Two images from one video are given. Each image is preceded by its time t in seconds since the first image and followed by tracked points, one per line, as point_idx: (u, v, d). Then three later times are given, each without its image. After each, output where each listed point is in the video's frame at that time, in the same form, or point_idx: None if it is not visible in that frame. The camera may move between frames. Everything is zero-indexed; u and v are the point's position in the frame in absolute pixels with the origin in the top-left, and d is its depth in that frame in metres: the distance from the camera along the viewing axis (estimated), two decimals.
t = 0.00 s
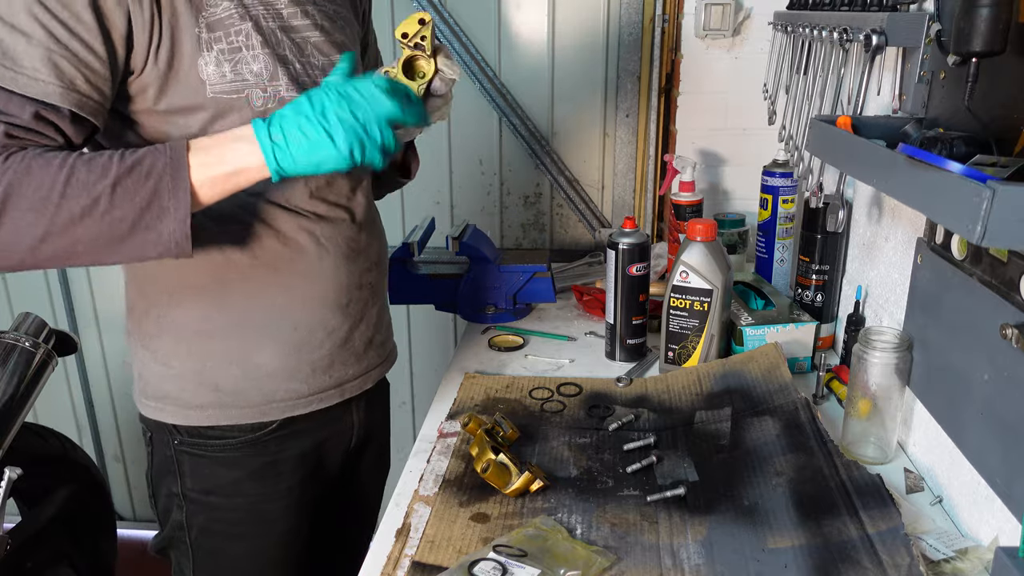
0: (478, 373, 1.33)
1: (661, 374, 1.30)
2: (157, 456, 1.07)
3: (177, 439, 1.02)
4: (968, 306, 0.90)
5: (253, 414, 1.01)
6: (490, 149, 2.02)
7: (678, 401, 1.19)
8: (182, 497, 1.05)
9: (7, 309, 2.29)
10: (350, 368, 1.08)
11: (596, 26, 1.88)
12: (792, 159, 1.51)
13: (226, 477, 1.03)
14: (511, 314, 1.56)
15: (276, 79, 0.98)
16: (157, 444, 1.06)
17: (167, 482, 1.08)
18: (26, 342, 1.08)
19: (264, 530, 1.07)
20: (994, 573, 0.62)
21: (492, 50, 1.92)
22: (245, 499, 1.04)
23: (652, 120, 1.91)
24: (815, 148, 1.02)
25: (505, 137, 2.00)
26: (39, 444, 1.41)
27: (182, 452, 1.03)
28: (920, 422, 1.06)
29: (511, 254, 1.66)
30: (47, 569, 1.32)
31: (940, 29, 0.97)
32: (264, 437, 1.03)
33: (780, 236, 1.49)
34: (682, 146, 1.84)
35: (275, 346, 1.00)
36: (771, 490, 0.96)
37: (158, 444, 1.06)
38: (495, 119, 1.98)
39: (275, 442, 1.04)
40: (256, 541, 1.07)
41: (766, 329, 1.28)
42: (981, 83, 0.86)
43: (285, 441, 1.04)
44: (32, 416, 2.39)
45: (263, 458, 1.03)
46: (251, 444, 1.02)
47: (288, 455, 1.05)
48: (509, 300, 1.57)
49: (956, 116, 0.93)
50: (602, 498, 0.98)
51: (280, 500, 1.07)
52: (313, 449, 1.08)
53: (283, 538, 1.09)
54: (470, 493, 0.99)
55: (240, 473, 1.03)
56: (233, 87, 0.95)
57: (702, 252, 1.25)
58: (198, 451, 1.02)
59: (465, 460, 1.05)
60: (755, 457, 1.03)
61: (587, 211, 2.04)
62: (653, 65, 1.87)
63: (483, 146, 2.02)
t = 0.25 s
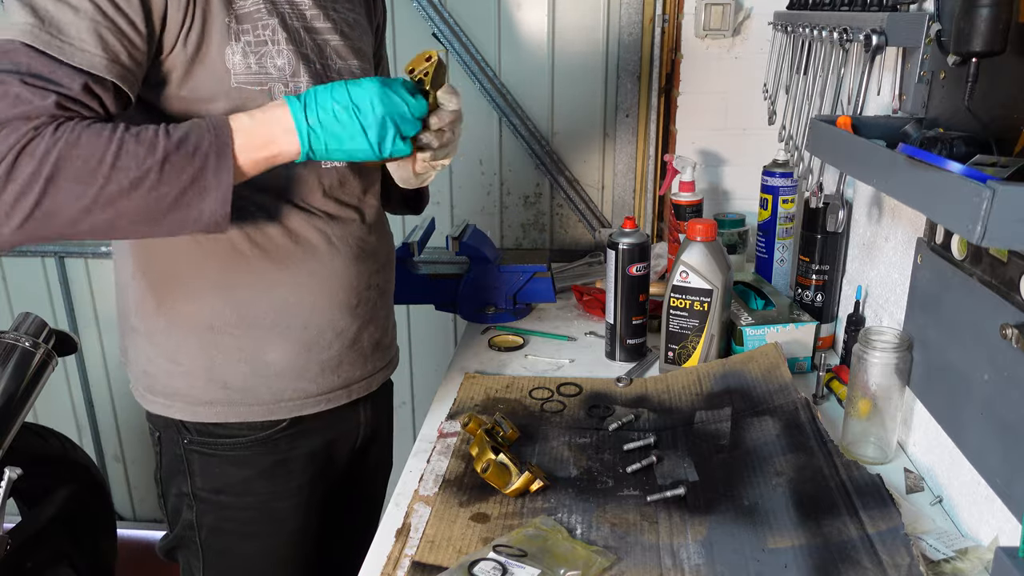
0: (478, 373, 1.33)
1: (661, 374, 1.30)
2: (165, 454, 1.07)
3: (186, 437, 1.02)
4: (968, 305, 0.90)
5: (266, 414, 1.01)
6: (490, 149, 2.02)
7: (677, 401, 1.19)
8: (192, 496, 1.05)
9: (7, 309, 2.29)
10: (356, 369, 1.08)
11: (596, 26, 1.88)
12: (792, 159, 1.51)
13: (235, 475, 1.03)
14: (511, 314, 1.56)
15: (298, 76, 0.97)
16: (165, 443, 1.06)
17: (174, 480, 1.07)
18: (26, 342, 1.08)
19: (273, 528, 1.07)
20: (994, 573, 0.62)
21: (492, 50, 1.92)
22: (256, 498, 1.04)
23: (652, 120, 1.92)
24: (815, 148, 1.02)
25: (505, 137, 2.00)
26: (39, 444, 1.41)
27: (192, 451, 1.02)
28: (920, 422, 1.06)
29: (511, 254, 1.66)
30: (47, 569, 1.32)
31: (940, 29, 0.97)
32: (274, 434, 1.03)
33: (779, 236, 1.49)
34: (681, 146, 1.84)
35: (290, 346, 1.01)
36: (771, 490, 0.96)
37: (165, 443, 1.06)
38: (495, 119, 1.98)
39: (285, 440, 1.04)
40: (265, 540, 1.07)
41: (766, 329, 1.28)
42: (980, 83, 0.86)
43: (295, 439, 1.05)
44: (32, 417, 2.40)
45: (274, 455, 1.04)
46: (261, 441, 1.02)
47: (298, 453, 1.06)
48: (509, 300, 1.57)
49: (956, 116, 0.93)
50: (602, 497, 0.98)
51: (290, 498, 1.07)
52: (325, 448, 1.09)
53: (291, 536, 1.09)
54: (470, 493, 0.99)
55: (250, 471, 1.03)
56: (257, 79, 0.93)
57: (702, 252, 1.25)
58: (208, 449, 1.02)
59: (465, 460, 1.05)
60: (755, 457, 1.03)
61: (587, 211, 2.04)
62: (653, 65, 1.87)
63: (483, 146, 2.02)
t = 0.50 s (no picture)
0: (478, 373, 1.33)
1: (661, 374, 1.30)
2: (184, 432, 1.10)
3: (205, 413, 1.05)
4: (968, 306, 0.90)
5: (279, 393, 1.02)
6: (490, 149, 2.02)
7: (677, 401, 1.19)
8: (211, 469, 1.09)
9: (7, 309, 2.28)
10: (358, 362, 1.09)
11: (596, 25, 1.88)
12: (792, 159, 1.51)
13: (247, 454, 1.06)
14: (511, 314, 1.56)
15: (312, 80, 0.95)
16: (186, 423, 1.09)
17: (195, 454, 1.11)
18: (26, 342, 1.08)
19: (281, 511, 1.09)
20: (993, 573, 0.62)
21: (492, 50, 1.92)
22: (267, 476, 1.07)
23: (652, 120, 1.89)
24: (815, 148, 1.02)
25: (505, 137, 2.00)
26: (38, 444, 1.41)
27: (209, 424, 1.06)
28: (919, 422, 1.06)
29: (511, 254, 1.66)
30: (47, 569, 1.34)
31: (939, 29, 0.97)
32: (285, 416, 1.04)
33: (779, 236, 1.50)
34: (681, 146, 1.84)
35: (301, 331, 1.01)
36: (770, 490, 0.96)
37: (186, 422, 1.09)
38: (495, 119, 1.98)
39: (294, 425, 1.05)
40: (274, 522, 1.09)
41: (766, 329, 1.28)
42: (980, 83, 0.86)
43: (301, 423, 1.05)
44: (31, 416, 2.40)
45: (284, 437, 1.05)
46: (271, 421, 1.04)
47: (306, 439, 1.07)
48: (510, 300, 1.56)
49: (956, 116, 0.93)
50: (602, 497, 0.98)
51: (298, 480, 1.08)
52: (341, 429, 1.09)
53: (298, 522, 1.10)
54: (470, 493, 0.99)
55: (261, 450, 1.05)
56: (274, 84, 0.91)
57: (702, 252, 1.25)
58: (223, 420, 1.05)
59: (465, 460, 1.05)
60: (755, 457, 1.03)
61: (586, 211, 2.04)
62: (654, 66, 1.85)
63: (483, 146, 2.02)
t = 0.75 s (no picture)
0: (478, 373, 1.33)
1: (661, 374, 1.30)
2: (177, 464, 1.06)
3: (206, 446, 1.02)
4: (968, 306, 0.90)
5: (238, 435, 1.01)
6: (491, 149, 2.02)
7: (677, 401, 1.19)
8: (210, 506, 1.05)
9: (7, 309, 2.29)
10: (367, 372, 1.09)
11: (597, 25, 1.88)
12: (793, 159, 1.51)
13: (256, 483, 1.04)
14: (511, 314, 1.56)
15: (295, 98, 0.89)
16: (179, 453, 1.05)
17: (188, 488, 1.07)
18: (26, 342, 1.08)
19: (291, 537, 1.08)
20: (993, 573, 0.62)
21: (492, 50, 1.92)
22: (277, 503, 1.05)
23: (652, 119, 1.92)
24: (815, 148, 1.02)
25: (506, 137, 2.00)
26: (38, 444, 1.41)
27: (210, 460, 1.03)
28: (919, 422, 1.06)
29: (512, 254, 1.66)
30: (48, 569, 1.33)
31: (939, 29, 0.97)
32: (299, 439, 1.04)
33: (779, 236, 1.50)
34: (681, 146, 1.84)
35: (264, 371, 0.99)
36: (770, 490, 0.96)
37: (179, 453, 1.06)
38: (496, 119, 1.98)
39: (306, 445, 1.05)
40: (282, 550, 1.08)
41: (766, 329, 1.28)
42: (980, 83, 0.86)
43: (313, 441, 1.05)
44: (32, 416, 2.40)
45: (295, 459, 1.04)
46: (280, 446, 1.03)
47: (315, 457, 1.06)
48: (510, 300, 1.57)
49: (956, 116, 0.93)
50: (602, 498, 0.98)
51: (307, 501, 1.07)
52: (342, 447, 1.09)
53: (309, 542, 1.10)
54: (470, 493, 0.99)
55: (272, 477, 1.04)
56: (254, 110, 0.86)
57: (702, 252, 1.25)
58: (228, 455, 1.02)
59: (465, 460, 1.05)
60: (755, 457, 1.03)
61: (586, 212, 2.04)
62: (653, 66, 1.87)
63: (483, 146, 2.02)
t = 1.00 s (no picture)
0: (478, 373, 1.33)
1: (661, 373, 1.30)
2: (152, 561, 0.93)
3: (187, 545, 0.89)
4: (969, 306, 0.90)
5: (236, 533, 0.87)
6: (490, 149, 2.02)
7: (677, 401, 1.19)
8: None
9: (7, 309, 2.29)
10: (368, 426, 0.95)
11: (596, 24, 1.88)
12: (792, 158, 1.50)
13: None
14: (511, 314, 1.55)
15: (277, 109, 0.81)
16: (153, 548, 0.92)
17: None
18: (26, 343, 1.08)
19: None
20: (993, 572, 0.63)
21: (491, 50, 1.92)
22: None
23: (652, 120, 1.92)
24: (815, 148, 1.02)
25: (505, 137, 2.00)
26: (39, 444, 1.39)
27: (194, 559, 0.90)
28: (919, 421, 1.06)
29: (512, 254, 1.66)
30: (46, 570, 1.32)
31: (939, 29, 0.97)
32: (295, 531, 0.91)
33: (779, 236, 1.50)
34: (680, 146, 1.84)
35: (257, 457, 0.85)
36: (770, 490, 0.96)
37: (153, 548, 0.92)
38: (496, 119, 1.98)
39: (306, 532, 0.92)
40: None
41: (766, 329, 1.28)
42: (980, 83, 0.86)
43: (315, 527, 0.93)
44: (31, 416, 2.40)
45: (295, 550, 0.92)
46: (280, 540, 0.90)
47: (318, 540, 0.94)
48: (510, 301, 1.56)
49: (956, 116, 0.93)
50: (602, 498, 0.98)
51: None
52: (353, 526, 0.98)
53: None
54: (470, 493, 0.99)
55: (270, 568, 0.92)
56: (234, 134, 0.76)
57: (702, 252, 1.25)
58: (216, 556, 0.89)
59: (465, 460, 1.05)
60: (755, 457, 1.03)
61: (586, 211, 2.05)
62: (654, 66, 1.87)
63: (483, 146, 2.02)
